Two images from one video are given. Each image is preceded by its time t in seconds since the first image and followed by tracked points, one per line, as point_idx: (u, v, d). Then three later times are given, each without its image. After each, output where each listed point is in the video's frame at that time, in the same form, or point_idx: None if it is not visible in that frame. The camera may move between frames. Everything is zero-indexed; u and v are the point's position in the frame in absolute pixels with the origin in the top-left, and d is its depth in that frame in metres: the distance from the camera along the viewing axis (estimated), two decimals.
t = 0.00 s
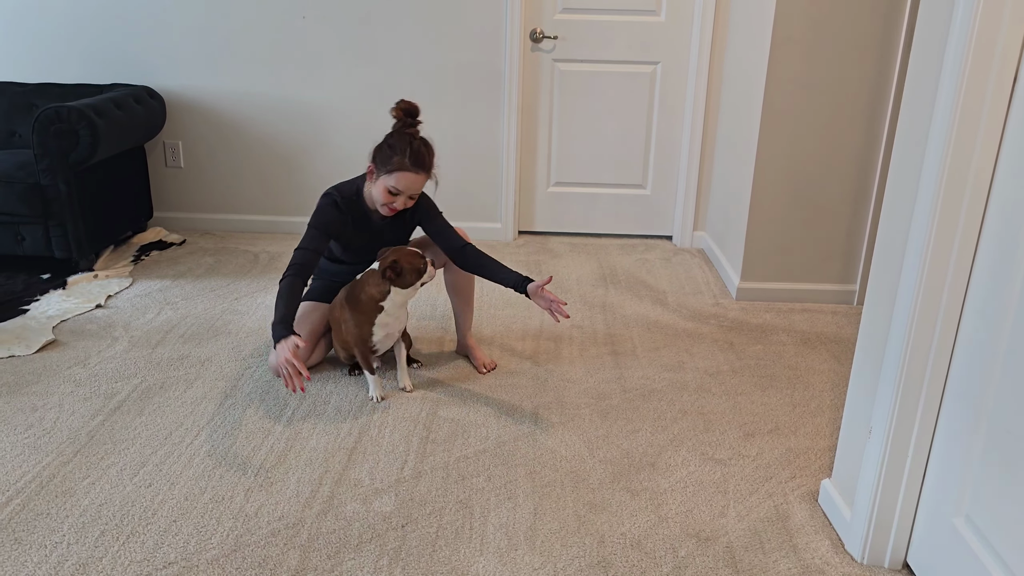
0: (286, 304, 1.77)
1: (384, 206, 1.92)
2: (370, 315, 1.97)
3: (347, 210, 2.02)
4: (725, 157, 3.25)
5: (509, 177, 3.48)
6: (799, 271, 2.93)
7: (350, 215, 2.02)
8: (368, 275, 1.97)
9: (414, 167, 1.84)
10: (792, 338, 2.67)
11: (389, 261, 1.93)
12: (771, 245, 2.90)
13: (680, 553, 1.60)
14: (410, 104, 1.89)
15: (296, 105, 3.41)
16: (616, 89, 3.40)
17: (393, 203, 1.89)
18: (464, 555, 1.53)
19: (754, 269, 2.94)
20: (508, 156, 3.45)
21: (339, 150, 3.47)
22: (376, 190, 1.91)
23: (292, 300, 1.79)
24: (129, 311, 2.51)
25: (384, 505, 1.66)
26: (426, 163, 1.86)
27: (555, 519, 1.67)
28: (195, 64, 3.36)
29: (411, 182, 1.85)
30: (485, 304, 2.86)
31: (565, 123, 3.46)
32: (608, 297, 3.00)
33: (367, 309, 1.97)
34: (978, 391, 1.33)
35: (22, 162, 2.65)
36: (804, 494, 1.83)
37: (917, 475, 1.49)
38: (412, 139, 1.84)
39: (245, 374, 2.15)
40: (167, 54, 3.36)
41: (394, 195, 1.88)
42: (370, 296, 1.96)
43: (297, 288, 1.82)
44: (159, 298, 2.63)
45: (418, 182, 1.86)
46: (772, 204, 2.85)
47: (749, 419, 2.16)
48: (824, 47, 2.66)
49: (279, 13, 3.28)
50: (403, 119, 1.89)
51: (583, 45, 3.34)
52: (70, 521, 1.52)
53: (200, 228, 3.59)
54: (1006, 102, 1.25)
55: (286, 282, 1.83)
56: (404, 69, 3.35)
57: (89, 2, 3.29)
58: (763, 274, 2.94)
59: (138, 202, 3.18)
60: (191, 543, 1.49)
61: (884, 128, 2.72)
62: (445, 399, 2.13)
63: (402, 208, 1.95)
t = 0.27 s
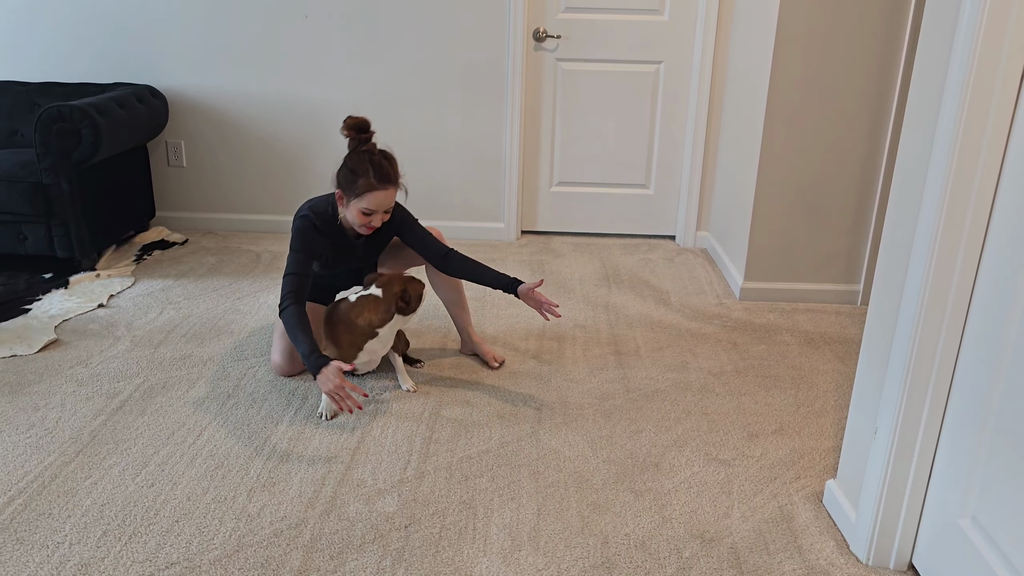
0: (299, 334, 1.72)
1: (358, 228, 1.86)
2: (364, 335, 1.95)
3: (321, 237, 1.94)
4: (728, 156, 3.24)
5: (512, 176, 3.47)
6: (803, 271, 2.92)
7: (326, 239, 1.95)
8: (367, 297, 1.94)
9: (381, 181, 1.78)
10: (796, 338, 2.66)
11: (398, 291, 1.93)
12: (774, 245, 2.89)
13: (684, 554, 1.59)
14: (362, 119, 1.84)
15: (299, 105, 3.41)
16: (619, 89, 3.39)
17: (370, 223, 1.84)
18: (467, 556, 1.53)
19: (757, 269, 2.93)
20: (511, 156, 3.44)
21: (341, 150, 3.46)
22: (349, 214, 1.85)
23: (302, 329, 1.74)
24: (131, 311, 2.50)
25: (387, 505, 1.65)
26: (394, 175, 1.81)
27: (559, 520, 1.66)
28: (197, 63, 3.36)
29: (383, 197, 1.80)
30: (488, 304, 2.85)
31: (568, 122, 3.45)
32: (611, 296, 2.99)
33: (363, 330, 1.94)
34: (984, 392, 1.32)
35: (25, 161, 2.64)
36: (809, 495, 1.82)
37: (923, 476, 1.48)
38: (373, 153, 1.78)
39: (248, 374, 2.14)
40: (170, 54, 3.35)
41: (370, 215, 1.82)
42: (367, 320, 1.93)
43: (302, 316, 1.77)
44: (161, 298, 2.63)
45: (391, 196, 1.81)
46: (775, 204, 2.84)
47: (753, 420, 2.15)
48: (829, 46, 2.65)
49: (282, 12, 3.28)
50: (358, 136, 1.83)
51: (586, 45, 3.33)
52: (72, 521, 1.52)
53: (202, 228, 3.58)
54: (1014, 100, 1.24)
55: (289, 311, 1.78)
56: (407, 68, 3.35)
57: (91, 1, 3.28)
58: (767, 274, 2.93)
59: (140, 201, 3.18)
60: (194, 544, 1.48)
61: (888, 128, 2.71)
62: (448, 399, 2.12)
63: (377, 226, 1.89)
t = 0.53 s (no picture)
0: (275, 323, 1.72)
1: (330, 238, 1.96)
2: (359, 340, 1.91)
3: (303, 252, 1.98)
4: (730, 156, 3.23)
5: (514, 176, 3.47)
6: (805, 271, 2.91)
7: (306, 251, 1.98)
8: (356, 301, 1.90)
9: (351, 187, 1.89)
10: (799, 338, 2.66)
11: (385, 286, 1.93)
12: (777, 244, 2.89)
13: (687, 555, 1.59)
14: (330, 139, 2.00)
15: (300, 104, 3.41)
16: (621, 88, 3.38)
17: (341, 229, 1.93)
18: (469, 557, 1.52)
19: (759, 269, 2.92)
20: (513, 155, 3.43)
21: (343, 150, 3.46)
22: (321, 224, 1.94)
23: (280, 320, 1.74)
24: (133, 311, 2.50)
25: (388, 506, 1.65)
26: (363, 182, 1.93)
27: (561, 521, 1.66)
28: (199, 63, 3.36)
29: (355, 201, 1.90)
30: (489, 304, 2.85)
31: (570, 122, 3.45)
32: (612, 296, 2.99)
33: (360, 333, 1.91)
34: (988, 393, 1.31)
35: (26, 161, 2.64)
36: (812, 495, 1.81)
37: (927, 477, 1.47)
38: (343, 162, 1.91)
39: (249, 374, 2.14)
40: (171, 53, 3.35)
41: (342, 220, 1.91)
42: (363, 321, 1.90)
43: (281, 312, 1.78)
44: (162, 298, 2.63)
45: (361, 202, 1.92)
46: (778, 204, 2.83)
47: (755, 420, 2.14)
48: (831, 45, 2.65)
49: (283, 12, 3.27)
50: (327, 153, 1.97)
51: (587, 44, 3.33)
52: (73, 522, 1.51)
53: (204, 228, 3.58)
54: (1018, 100, 1.24)
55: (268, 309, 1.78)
56: (408, 68, 3.34)
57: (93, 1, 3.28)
58: (768, 274, 2.92)
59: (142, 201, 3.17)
60: (195, 545, 1.48)
61: (891, 127, 2.71)
62: (449, 400, 2.12)
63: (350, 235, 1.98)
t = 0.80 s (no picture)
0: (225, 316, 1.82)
1: (303, 231, 1.97)
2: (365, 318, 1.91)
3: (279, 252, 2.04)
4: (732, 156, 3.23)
5: (515, 176, 3.47)
6: (807, 271, 2.91)
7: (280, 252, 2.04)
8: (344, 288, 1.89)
9: (316, 176, 1.91)
10: (800, 338, 2.65)
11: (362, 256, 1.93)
12: (778, 244, 2.88)
13: (689, 555, 1.58)
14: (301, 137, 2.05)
15: (301, 104, 3.40)
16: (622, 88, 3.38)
17: (313, 220, 1.94)
18: (470, 558, 1.52)
19: (760, 269, 2.92)
20: (514, 156, 3.43)
21: (344, 150, 3.46)
22: (294, 218, 1.96)
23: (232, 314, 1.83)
24: (134, 311, 2.50)
25: (389, 507, 1.64)
26: (330, 172, 1.95)
27: (563, 521, 1.65)
28: (200, 63, 3.36)
29: (323, 191, 1.92)
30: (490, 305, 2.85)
31: (571, 122, 3.44)
32: (614, 297, 2.98)
33: (363, 308, 1.90)
34: (991, 393, 1.31)
35: (28, 162, 2.64)
36: (813, 496, 1.81)
37: (929, 478, 1.47)
38: (310, 155, 1.94)
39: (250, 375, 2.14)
40: (172, 54, 3.35)
41: (312, 210, 1.93)
42: (361, 296, 1.90)
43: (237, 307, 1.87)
44: (163, 298, 2.63)
45: (330, 192, 1.94)
46: (779, 204, 2.83)
47: (757, 420, 2.14)
48: (833, 45, 2.64)
49: (284, 13, 3.27)
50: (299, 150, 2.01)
51: (588, 44, 3.32)
52: (74, 523, 1.51)
53: (204, 228, 3.58)
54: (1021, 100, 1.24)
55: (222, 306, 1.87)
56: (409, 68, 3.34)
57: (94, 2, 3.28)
58: (770, 275, 2.92)
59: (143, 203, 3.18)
60: (196, 545, 1.48)
61: (892, 127, 2.70)
62: (450, 400, 2.11)
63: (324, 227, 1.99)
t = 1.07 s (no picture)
0: (235, 328, 1.83)
1: (294, 235, 1.98)
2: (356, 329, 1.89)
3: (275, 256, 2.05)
4: (733, 156, 3.23)
5: (517, 177, 3.47)
6: (808, 272, 2.91)
7: (279, 257, 2.05)
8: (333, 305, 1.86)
9: (294, 179, 1.92)
10: (802, 339, 2.65)
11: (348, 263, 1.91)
12: (780, 245, 2.88)
13: (690, 556, 1.58)
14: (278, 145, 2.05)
15: (303, 105, 3.41)
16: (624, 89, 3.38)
17: (301, 224, 1.95)
18: (472, 559, 1.52)
19: (762, 270, 2.92)
20: (516, 156, 3.43)
21: (345, 151, 3.47)
22: (283, 226, 1.97)
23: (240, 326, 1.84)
24: (136, 312, 2.50)
25: (391, 508, 1.65)
26: (310, 174, 1.95)
27: (564, 522, 1.65)
28: (202, 64, 3.36)
29: (304, 193, 1.93)
30: (492, 305, 2.85)
31: (573, 122, 3.44)
32: (615, 297, 2.98)
33: (352, 322, 1.88)
34: (992, 393, 1.31)
35: (30, 163, 2.65)
36: (815, 496, 1.81)
37: (930, 478, 1.47)
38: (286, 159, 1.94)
39: (252, 376, 2.14)
40: (174, 55, 3.36)
41: (298, 215, 1.93)
42: (350, 309, 1.88)
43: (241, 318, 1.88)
44: (165, 299, 2.63)
45: (311, 193, 1.94)
46: (781, 205, 2.83)
47: (759, 421, 2.14)
48: (833, 45, 2.64)
49: (286, 14, 3.28)
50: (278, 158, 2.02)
51: (590, 45, 3.32)
52: (76, 524, 1.51)
53: (206, 229, 3.58)
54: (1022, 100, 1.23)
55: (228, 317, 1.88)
56: (410, 69, 3.34)
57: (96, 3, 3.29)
58: (771, 275, 2.92)
59: (145, 202, 3.17)
60: (198, 546, 1.48)
61: (894, 127, 2.70)
62: (452, 401, 2.12)
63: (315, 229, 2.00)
